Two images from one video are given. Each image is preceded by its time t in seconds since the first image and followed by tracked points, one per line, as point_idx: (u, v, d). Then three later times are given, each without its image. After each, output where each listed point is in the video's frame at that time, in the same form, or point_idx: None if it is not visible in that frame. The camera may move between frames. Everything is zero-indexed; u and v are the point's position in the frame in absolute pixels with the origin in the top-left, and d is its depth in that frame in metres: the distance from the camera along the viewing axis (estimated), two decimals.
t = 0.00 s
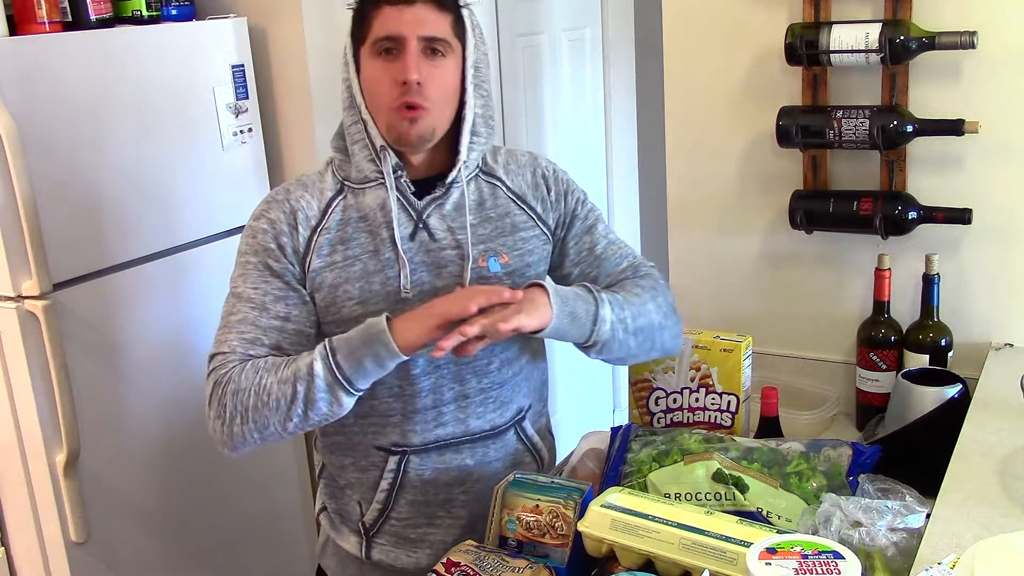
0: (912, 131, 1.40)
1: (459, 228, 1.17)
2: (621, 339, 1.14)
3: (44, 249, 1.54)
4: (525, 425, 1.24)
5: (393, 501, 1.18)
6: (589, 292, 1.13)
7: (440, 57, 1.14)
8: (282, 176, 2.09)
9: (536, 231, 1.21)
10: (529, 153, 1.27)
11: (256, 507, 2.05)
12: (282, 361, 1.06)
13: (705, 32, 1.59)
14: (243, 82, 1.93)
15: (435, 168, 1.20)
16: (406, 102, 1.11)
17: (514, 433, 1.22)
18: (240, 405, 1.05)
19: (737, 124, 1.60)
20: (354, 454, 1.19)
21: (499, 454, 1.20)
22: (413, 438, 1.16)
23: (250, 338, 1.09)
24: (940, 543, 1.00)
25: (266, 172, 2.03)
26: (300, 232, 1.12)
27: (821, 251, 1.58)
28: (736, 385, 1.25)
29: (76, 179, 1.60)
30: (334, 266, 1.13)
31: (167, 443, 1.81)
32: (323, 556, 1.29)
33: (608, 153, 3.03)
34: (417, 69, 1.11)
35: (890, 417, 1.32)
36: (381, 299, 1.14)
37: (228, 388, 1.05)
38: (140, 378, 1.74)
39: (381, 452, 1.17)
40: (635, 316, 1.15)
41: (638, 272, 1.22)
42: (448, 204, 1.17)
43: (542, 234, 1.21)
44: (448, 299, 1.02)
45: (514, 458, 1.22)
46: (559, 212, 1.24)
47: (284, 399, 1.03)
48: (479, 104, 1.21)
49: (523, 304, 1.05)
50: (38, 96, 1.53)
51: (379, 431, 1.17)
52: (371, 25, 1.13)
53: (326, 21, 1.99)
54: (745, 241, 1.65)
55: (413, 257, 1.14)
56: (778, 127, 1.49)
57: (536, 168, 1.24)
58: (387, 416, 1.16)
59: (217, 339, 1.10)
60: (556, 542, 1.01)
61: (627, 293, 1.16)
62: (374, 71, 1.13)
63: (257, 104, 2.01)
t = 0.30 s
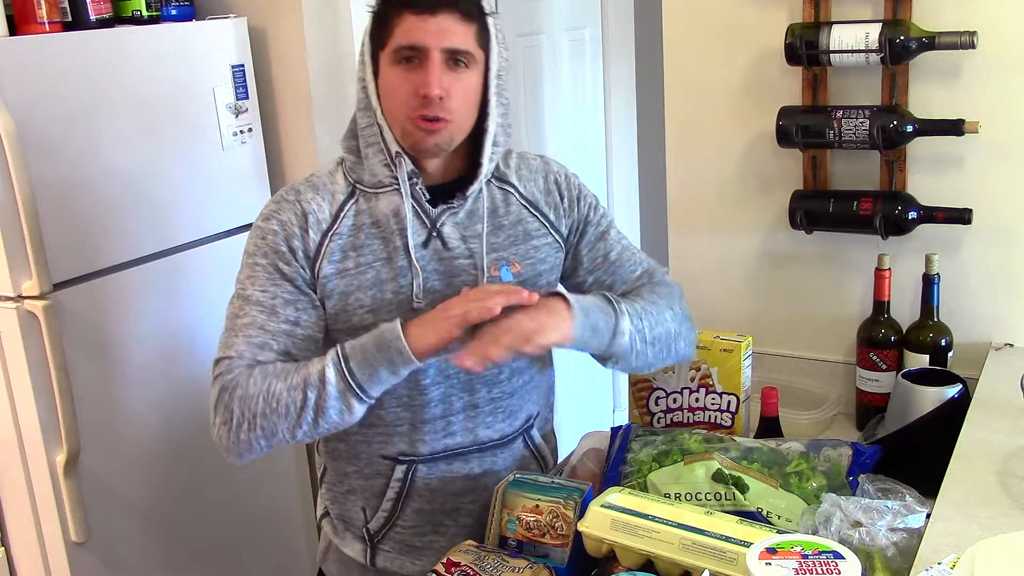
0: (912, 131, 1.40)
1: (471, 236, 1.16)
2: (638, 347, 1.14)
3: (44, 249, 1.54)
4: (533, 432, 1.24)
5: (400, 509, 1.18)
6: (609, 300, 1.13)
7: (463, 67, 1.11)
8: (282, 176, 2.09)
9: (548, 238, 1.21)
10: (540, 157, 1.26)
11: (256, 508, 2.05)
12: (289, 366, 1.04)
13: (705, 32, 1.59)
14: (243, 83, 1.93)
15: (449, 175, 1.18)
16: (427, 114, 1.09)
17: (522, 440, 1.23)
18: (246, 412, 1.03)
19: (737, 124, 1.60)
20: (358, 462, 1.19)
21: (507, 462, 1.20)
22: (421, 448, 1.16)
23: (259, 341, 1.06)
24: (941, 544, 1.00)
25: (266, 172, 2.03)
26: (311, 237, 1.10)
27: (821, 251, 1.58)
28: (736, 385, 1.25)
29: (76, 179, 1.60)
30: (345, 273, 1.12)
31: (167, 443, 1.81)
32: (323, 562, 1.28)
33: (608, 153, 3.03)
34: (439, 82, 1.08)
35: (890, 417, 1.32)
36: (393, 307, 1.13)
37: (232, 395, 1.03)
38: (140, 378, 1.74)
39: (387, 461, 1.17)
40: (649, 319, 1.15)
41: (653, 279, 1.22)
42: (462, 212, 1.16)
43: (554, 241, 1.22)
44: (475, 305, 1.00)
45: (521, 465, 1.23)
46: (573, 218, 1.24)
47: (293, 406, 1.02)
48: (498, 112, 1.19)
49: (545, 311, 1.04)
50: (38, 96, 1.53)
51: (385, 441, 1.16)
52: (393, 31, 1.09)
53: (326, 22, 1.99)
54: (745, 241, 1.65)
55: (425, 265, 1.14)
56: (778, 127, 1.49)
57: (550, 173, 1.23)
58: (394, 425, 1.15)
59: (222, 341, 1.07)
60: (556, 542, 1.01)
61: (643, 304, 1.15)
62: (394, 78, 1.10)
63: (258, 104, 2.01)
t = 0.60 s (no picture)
0: (912, 131, 1.40)
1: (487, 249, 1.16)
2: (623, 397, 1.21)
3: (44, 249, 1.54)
4: (534, 437, 1.25)
5: (405, 514, 1.18)
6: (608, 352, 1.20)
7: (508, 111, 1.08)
8: (282, 176, 2.09)
9: (559, 250, 1.22)
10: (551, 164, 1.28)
11: (257, 508, 2.05)
12: (293, 416, 1.04)
13: (705, 32, 1.59)
14: (243, 83, 1.93)
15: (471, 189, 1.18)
16: (473, 159, 1.06)
17: (524, 445, 1.24)
18: (253, 446, 1.06)
19: (737, 124, 1.60)
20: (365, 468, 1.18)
21: (509, 466, 1.21)
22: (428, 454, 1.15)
23: (265, 370, 1.07)
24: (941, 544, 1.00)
25: (266, 172, 2.03)
26: (316, 250, 1.08)
27: (821, 251, 1.58)
28: (736, 385, 1.24)
29: (76, 179, 1.60)
30: (353, 285, 1.10)
31: (167, 443, 1.81)
32: (324, 564, 1.28)
33: (608, 153, 3.03)
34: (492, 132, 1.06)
35: (890, 417, 1.32)
36: (402, 321, 1.11)
37: (245, 425, 1.06)
38: (140, 379, 1.74)
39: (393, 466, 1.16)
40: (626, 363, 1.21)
41: (616, 325, 1.29)
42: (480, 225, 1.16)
43: (564, 253, 1.23)
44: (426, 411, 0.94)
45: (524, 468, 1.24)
46: (578, 233, 1.26)
47: (285, 463, 1.03)
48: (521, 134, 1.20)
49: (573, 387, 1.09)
50: (38, 97, 1.53)
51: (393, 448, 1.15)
52: (445, 76, 1.03)
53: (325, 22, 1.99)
54: (745, 241, 1.65)
55: (437, 278, 1.13)
56: (778, 127, 1.49)
57: (564, 185, 1.26)
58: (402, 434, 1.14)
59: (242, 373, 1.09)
60: (556, 542, 1.01)
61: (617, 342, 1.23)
62: (440, 118, 1.05)
63: (258, 104, 2.01)
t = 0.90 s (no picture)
0: (912, 131, 1.40)
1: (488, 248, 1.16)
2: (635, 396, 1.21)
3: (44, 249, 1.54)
4: (534, 436, 1.25)
5: (405, 515, 1.18)
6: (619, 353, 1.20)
7: (507, 110, 1.08)
8: (282, 176, 2.09)
9: (559, 250, 1.22)
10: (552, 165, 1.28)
11: (256, 508, 2.05)
12: (293, 418, 1.04)
13: (705, 32, 1.59)
14: (243, 83, 1.93)
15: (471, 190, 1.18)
16: (472, 157, 1.06)
17: (524, 445, 1.24)
18: (253, 447, 1.06)
19: (737, 124, 1.60)
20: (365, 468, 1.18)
21: (509, 466, 1.21)
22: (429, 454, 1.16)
23: (266, 370, 1.07)
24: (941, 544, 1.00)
25: (266, 172, 2.03)
26: (317, 252, 1.08)
27: (821, 251, 1.58)
28: (736, 385, 1.24)
29: (76, 179, 1.60)
30: (353, 286, 1.10)
31: (167, 443, 1.81)
32: (324, 564, 1.28)
33: (608, 153, 3.03)
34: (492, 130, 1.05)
35: (890, 417, 1.32)
36: (402, 322, 1.11)
37: (245, 426, 1.06)
38: (140, 379, 1.74)
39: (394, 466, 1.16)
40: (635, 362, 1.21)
41: (622, 324, 1.30)
42: (479, 225, 1.16)
43: (564, 253, 1.23)
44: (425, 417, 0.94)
45: (524, 467, 1.24)
46: (579, 234, 1.26)
47: (285, 466, 1.03)
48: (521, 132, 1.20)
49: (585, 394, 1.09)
50: (38, 96, 1.53)
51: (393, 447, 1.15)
52: (445, 74, 1.03)
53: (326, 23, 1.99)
54: (745, 241, 1.65)
55: (436, 278, 1.13)
56: (778, 127, 1.49)
57: (564, 185, 1.26)
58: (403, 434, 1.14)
59: (242, 375, 1.09)
60: (556, 542, 1.02)
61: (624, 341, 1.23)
62: (439, 117, 1.06)
63: (258, 104, 2.01)
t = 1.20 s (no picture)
0: (912, 131, 1.40)
1: (488, 245, 1.16)
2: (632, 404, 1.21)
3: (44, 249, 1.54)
4: (533, 436, 1.25)
5: (404, 515, 1.18)
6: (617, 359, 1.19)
7: (489, 94, 1.08)
8: (282, 176, 2.09)
9: (558, 251, 1.22)
10: (552, 167, 1.28)
11: (256, 508, 2.04)
12: (288, 415, 1.04)
13: (705, 31, 1.59)
14: (243, 83, 1.93)
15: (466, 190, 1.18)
16: (451, 141, 1.06)
17: (524, 445, 1.24)
18: (251, 445, 1.06)
19: (737, 125, 1.60)
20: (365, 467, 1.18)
21: (508, 466, 1.21)
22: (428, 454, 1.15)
23: (264, 369, 1.07)
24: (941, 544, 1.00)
25: (266, 172, 2.03)
26: (315, 251, 1.08)
27: (821, 251, 1.58)
28: (736, 385, 1.24)
29: (76, 178, 1.60)
30: (351, 285, 1.10)
31: (168, 443, 1.81)
32: (324, 564, 1.28)
33: (608, 153, 3.03)
34: (469, 112, 1.05)
35: (891, 417, 1.32)
36: (400, 321, 1.11)
37: (242, 424, 1.07)
38: (140, 378, 1.74)
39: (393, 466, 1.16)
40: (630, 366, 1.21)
41: (620, 327, 1.30)
42: (477, 222, 1.16)
43: (563, 255, 1.23)
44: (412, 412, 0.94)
45: (524, 467, 1.24)
46: (579, 236, 1.26)
47: (281, 463, 1.04)
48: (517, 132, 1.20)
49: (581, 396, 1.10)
50: (38, 96, 1.53)
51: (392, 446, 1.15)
52: (424, 57, 1.05)
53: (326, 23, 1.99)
54: (745, 241, 1.65)
55: (435, 276, 1.13)
56: (778, 127, 1.49)
57: (564, 187, 1.25)
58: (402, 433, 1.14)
59: (240, 374, 1.09)
60: (556, 542, 1.02)
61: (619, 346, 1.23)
62: (418, 100, 1.06)
63: (258, 104, 2.01)
